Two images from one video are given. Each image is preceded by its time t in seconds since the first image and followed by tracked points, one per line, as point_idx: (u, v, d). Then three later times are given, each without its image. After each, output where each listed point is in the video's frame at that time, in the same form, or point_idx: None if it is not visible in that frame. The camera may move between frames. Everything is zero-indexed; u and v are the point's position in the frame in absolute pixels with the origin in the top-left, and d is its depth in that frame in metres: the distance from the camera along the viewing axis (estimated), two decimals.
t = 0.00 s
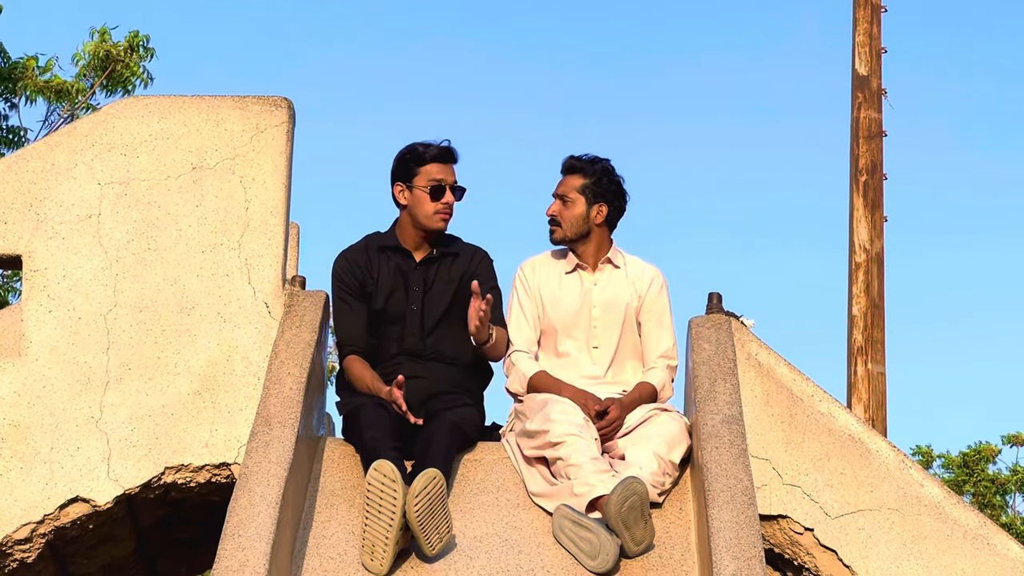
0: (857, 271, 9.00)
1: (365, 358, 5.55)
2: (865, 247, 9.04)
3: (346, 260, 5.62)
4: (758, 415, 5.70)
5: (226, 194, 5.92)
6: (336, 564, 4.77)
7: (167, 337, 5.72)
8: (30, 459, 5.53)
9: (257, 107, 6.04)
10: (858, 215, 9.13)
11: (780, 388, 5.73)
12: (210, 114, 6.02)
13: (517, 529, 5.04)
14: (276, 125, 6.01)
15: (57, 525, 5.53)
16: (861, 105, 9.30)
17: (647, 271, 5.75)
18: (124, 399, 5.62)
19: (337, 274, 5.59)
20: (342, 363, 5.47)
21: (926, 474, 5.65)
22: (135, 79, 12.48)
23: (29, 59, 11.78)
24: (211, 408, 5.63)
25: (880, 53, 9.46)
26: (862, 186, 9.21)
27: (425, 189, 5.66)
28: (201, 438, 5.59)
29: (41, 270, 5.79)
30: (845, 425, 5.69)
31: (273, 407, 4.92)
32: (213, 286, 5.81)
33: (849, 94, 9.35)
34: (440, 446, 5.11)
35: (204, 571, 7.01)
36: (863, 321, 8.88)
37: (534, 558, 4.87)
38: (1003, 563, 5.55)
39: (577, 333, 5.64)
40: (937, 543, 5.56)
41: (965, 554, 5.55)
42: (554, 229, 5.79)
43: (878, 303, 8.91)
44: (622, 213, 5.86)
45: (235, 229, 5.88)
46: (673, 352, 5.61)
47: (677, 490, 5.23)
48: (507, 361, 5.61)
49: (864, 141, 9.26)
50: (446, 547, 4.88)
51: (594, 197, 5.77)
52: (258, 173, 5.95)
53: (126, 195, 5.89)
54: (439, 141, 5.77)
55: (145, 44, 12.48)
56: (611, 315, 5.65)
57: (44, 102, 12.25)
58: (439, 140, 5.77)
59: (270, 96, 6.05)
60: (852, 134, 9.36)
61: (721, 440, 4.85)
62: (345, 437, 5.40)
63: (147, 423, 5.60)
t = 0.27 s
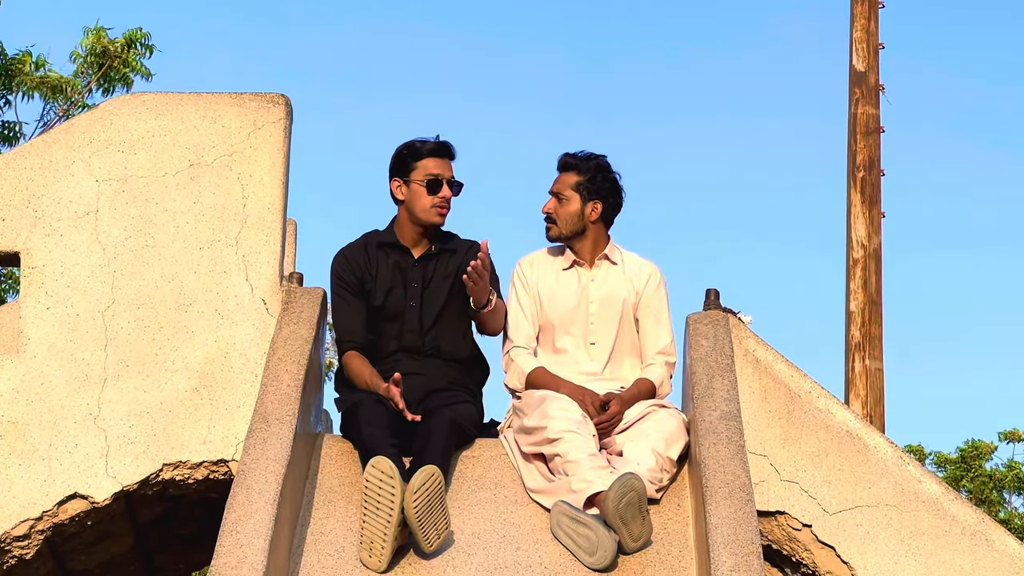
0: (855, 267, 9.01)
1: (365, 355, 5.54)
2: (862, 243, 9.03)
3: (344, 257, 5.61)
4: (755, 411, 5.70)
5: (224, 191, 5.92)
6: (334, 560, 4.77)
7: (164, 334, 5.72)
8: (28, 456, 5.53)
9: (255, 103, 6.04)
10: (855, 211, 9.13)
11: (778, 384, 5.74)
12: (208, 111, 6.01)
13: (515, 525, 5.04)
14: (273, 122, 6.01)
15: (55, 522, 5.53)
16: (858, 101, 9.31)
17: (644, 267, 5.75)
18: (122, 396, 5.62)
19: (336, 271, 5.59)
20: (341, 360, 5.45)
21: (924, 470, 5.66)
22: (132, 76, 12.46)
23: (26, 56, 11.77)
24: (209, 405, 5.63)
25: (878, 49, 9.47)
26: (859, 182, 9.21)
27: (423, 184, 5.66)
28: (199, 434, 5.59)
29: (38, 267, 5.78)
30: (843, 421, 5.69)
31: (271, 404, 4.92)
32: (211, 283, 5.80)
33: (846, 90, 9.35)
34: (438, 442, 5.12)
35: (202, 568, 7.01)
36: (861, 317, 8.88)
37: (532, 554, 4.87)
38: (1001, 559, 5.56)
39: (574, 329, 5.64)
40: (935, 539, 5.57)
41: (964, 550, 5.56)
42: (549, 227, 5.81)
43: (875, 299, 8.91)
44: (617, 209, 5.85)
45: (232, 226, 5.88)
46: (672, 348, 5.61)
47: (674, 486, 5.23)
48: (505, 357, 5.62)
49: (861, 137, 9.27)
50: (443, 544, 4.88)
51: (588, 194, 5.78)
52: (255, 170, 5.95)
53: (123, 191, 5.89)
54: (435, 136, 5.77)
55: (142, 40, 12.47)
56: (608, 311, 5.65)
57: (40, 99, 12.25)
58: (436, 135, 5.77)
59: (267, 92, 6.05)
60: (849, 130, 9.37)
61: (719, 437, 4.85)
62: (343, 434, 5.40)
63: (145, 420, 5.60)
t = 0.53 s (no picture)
0: (853, 264, 9.01)
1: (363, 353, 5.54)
2: (861, 240, 9.04)
3: (342, 256, 5.62)
4: (753, 409, 5.71)
5: (222, 190, 5.91)
6: (332, 559, 4.78)
7: (163, 332, 5.72)
8: (27, 455, 5.53)
9: (253, 102, 6.04)
10: (853, 208, 9.14)
11: (776, 382, 5.74)
12: (206, 109, 6.01)
13: (513, 523, 5.05)
14: (271, 120, 6.01)
15: (53, 521, 5.53)
16: (856, 98, 9.31)
17: (642, 265, 5.76)
18: (121, 395, 5.63)
19: (334, 270, 5.60)
20: (339, 358, 5.46)
21: (922, 468, 5.66)
22: (130, 74, 12.45)
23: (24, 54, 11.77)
24: (207, 404, 5.63)
25: (876, 46, 9.47)
26: (857, 179, 9.21)
27: (420, 181, 5.66)
28: (198, 433, 5.59)
29: (37, 266, 5.78)
30: (841, 418, 5.70)
31: (269, 403, 4.93)
32: (209, 281, 5.81)
33: (845, 87, 9.35)
34: (436, 440, 5.11)
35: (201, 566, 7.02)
36: (859, 314, 8.89)
37: (531, 552, 4.87)
38: (999, 556, 5.56)
39: (572, 327, 5.64)
40: (933, 536, 5.57)
41: (962, 548, 5.56)
42: (547, 226, 5.81)
43: (874, 296, 8.92)
44: (614, 207, 5.85)
45: (230, 225, 5.88)
46: (670, 346, 5.62)
47: (672, 484, 5.24)
48: (503, 355, 5.62)
49: (859, 134, 9.27)
50: (441, 542, 4.89)
51: (585, 192, 5.77)
52: (253, 168, 5.95)
53: (121, 190, 5.89)
54: (433, 134, 5.77)
55: (140, 38, 12.47)
56: (606, 309, 5.65)
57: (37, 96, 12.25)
58: (434, 133, 5.77)
59: (265, 91, 6.05)
60: (848, 127, 9.37)
61: (717, 434, 4.86)
62: (341, 432, 5.40)
63: (143, 419, 5.60)
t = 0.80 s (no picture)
0: (853, 261, 9.01)
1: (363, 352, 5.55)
2: (861, 237, 9.04)
3: (343, 255, 5.62)
4: (754, 406, 5.71)
5: (222, 189, 5.92)
6: (334, 557, 4.78)
7: (164, 331, 5.72)
8: (28, 454, 5.53)
9: (253, 100, 6.04)
10: (853, 205, 9.14)
11: (776, 379, 5.75)
12: (206, 108, 6.02)
13: (514, 521, 5.05)
14: (271, 119, 6.01)
15: (54, 520, 5.53)
16: (857, 95, 9.31)
17: (642, 262, 5.76)
18: (122, 394, 5.63)
19: (334, 268, 5.60)
20: (340, 356, 5.46)
21: (922, 465, 5.67)
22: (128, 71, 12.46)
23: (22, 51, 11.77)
24: (208, 403, 5.64)
25: (876, 43, 9.47)
26: (858, 176, 9.21)
27: (420, 179, 5.67)
28: (199, 432, 5.60)
29: (38, 265, 5.79)
30: (841, 415, 5.71)
31: (271, 401, 4.93)
32: (209, 280, 5.81)
33: (845, 84, 9.35)
34: (437, 438, 5.12)
35: (202, 565, 7.03)
36: (859, 311, 8.89)
37: (532, 550, 4.87)
38: (1000, 553, 5.57)
39: (572, 325, 5.65)
40: (934, 533, 5.58)
41: (963, 544, 5.57)
42: (547, 224, 5.81)
43: (874, 292, 8.93)
44: (615, 205, 5.85)
45: (231, 224, 5.88)
46: (671, 344, 5.62)
47: (673, 482, 5.24)
48: (504, 353, 5.62)
49: (860, 131, 9.27)
50: (443, 540, 4.89)
51: (586, 190, 5.77)
52: (254, 167, 5.95)
53: (122, 189, 5.89)
54: (433, 133, 5.77)
55: (139, 37, 12.47)
56: (606, 307, 5.65)
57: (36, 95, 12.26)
58: (433, 131, 5.77)
59: (265, 90, 6.05)
60: (848, 124, 9.37)
61: (718, 432, 4.86)
62: (343, 431, 5.40)
63: (144, 418, 5.61)
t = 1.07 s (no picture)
0: (855, 258, 9.01)
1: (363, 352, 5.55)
2: (863, 235, 9.03)
3: (342, 255, 5.63)
4: (754, 404, 5.71)
5: (222, 189, 5.92)
6: (334, 557, 4.78)
7: (164, 332, 5.73)
8: (29, 455, 5.54)
9: (252, 101, 6.04)
10: (855, 203, 9.14)
11: (776, 377, 5.74)
12: (206, 108, 6.02)
13: (515, 521, 5.05)
14: (271, 119, 6.01)
15: (55, 521, 5.54)
16: (857, 93, 9.30)
17: (642, 262, 5.76)
18: (122, 394, 5.63)
19: (333, 269, 5.60)
20: (339, 356, 5.47)
21: (922, 463, 5.68)
22: (129, 69, 12.47)
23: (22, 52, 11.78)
24: (208, 403, 5.64)
25: (876, 41, 9.47)
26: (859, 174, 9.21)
27: (418, 181, 5.66)
28: (199, 432, 5.60)
29: (38, 266, 5.79)
30: (842, 414, 5.71)
31: (271, 401, 4.93)
32: (209, 281, 5.81)
33: (846, 82, 9.35)
34: (438, 437, 5.12)
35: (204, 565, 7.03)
36: (861, 309, 8.89)
37: (532, 549, 4.88)
38: (1000, 551, 5.57)
39: (572, 324, 5.65)
40: (935, 530, 5.58)
41: (963, 542, 5.57)
42: (547, 223, 5.80)
43: (875, 290, 8.93)
44: (615, 204, 5.85)
45: (231, 224, 5.88)
46: (672, 343, 5.62)
47: (673, 481, 5.24)
48: (504, 353, 5.63)
49: (861, 129, 9.27)
50: (443, 539, 4.89)
51: (586, 189, 5.77)
52: (253, 167, 5.95)
53: (121, 190, 5.89)
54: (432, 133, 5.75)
55: (138, 36, 12.48)
56: (607, 306, 5.65)
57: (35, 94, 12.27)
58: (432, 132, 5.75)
59: (264, 90, 6.05)
60: (849, 122, 9.37)
61: (718, 431, 4.86)
62: (343, 431, 5.41)
63: (145, 418, 5.61)
